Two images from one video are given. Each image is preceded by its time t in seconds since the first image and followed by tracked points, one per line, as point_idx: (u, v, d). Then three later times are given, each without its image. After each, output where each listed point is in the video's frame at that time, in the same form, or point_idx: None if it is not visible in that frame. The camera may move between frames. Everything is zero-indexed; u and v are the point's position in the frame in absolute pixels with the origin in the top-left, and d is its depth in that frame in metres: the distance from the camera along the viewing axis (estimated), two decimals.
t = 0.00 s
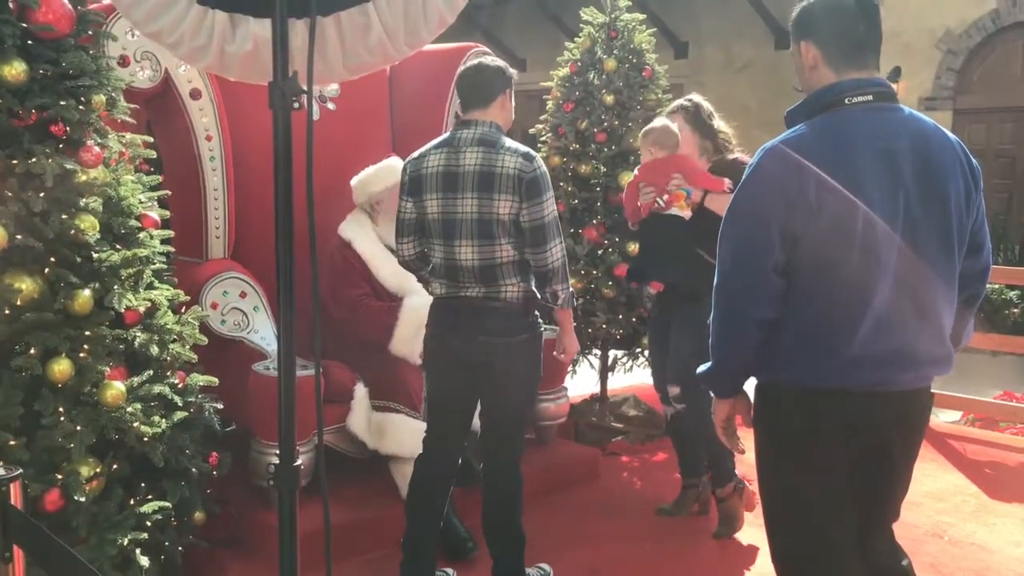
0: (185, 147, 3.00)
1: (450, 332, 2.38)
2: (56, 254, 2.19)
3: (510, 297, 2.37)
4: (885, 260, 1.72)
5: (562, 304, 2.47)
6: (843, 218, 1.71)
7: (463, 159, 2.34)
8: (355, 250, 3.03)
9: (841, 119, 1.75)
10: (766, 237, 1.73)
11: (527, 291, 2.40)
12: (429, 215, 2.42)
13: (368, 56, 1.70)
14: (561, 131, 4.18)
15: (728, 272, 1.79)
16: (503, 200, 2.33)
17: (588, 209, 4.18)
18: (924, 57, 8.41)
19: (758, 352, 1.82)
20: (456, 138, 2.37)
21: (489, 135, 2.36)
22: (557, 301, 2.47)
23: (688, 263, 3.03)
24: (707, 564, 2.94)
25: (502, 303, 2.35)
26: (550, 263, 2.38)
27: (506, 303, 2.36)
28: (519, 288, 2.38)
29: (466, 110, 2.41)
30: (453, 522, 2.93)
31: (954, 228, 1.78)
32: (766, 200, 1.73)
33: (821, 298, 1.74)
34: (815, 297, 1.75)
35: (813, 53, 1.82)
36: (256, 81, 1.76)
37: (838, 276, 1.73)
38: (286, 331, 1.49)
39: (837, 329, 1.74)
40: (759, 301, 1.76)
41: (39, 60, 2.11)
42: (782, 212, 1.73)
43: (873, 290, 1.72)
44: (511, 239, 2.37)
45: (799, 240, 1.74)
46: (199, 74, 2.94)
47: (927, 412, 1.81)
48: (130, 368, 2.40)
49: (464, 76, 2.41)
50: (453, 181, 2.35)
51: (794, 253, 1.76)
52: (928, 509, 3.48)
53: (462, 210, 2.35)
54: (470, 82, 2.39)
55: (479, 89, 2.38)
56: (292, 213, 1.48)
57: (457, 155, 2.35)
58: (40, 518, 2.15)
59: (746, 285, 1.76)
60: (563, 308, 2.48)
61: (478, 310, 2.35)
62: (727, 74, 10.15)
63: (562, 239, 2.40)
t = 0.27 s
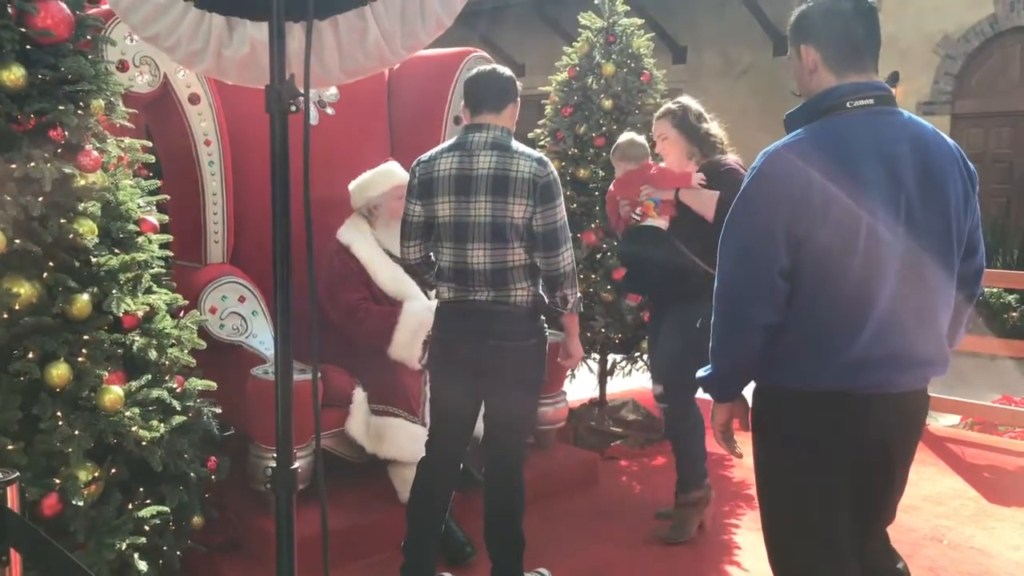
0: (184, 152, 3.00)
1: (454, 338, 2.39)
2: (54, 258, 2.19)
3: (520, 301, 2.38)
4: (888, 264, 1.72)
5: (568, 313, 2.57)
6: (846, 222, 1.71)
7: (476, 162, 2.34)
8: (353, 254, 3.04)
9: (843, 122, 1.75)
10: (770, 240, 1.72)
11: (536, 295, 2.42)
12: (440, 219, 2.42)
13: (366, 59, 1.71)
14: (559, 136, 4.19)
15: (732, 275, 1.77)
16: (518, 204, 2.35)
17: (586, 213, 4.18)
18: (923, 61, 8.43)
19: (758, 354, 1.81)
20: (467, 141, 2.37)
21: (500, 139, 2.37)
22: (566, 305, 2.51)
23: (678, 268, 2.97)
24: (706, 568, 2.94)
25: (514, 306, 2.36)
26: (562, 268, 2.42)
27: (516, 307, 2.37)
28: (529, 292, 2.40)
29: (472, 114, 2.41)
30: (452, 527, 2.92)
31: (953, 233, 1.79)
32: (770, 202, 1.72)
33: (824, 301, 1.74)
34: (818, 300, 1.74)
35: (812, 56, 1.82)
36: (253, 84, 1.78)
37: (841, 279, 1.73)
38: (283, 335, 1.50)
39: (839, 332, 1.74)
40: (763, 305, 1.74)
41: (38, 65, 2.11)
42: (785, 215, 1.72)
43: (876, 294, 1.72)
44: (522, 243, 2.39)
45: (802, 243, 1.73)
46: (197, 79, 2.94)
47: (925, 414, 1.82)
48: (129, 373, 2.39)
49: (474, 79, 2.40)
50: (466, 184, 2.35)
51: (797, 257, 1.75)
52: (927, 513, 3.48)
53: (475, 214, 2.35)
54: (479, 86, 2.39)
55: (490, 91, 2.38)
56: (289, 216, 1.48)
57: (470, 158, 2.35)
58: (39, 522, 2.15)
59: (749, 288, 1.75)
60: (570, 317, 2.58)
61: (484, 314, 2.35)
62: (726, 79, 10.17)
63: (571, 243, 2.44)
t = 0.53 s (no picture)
0: (186, 156, 3.00)
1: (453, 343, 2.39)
2: (55, 262, 2.20)
3: (529, 305, 2.38)
4: (897, 268, 1.72)
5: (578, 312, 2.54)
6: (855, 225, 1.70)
7: (488, 165, 2.35)
8: (354, 258, 3.04)
9: (851, 126, 1.75)
10: (779, 243, 1.71)
11: (544, 300, 2.42)
12: (450, 221, 2.41)
13: (367, 62, 1.71)
14: (560, 141, 4.19)
15: (740, 276, 1.75)
16: (531, 208, 2.36)
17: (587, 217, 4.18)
18: (924, 66, 8.44)
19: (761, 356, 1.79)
20: (478, 145, 2.38)
21: (511, 143, 2.38)
22: (577, 307, 2.51)
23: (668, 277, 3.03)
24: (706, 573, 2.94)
25: (523, 310, 2.36)
26: (573, 270, 2.43)
27: (526, 311, 2.37)
28: (538, 296, 2.40)
29: (481, 117, 2.41)
30: (453, 532, 2.92)
31: (958, 237, 1.80)
32: (780, 204, 1.70)
33: (833, 304, 1.73)
34: (827, 303, 1.73)
35: (819, 58, 1.81)
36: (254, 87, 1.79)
37: (851, 282, 1.71)
38: (284, 337, 1.50)
39: (847, 335, 1.73)
40: (770, 307, 1.73)
41: (40, 69, 2.11)
42: (795, 216, 1.70)
43: (885, 297, 1.72)
44: (533, 247, 2.40)
45: (810, 246, 1.72)
46: (198, 83, 2.95)
47: (926, 418, 1.82)
48: (129, 376, 2.39)
49: (482, 84, 2.41)
50: (478, 187, 2.36)
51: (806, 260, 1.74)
52: (928, 517, 3.47)
53: (487, 216, 2.35)
54: (488, 91, 2.40)
55: (499, 96, 2.40)
56: (291, 219, 1.48)
57: (482, 162, 2.36)
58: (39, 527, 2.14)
59: (757, 290, 1.73)
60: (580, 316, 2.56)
61: (493, 319, 2.34)
62: (726, 85, 10.19)
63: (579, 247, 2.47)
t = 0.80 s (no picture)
0: (190, 160, 3.01)
1: (455, 345, 2.39)
2: (58, 266, 2.20)
3: (537, 308, 2.38)
4: (904, 274, 1.71)
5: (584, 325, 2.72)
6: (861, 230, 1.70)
7: (498, 168, 2.35)
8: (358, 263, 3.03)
9: (858, 129, 1.75)
10: (782, 242, 1.71)
11: (552, 303, 2.43)
12: (458, 224, 2.40)
13: (371, 65, 1.71)
14: (562, 145, 4.19)
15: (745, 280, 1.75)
16: (541, 211, 2.37)
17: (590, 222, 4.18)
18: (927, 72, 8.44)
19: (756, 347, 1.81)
20: (487, 148, 2.38)
21: (520, 147, 2.39)
22: (582, 311, 2.53)
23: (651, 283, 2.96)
24: None
25: (531, 314, 2.36)
26: (581, 273, 2.47)
27: (534, 314, 2.37)
28: (545, 300, 2.41)
29: (490, 120, 2.42)
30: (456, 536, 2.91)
31: (967, 242, 1.79)
32: (784, 205, 1.70)
33: (837, 305, 1.73)
34: (833, 307, 1.73)
35: (829, 60, 1.82)
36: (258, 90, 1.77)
37: (857, 283, 1.71)
38: (286, 340, 1.50)
39: (853, 340, 1.73)
40: (769, 303, 1.74)
41: (44, 73, 2.12)
42: (801, 221, 1.71)
43: (892, 302, 1.72)
44: (543, 250, 2.41)
45: (817, 250, 1.72)
46: (202, 88, 2.96)
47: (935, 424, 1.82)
48: (132, 380, 2.38)
49: (490, 86, 2.43)
50: (488, 190, 2.35)
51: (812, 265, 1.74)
52: (932, 523, 3.46)
53: (496, 219, 2.35)
54: (497, 94, 2.42)
55: (505, 102, 2.41)
56: (294, 222, 1.49)
57: (492, 165, 2.36)
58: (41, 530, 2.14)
59: (758, 288, 1.73)
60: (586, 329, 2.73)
61: (506, 322, 2.34)
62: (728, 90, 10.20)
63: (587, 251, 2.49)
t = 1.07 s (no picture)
0: (195, 161, 3.01)
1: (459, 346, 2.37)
2: (63, 267, 2.19)
3: (540, 310, 2.37)
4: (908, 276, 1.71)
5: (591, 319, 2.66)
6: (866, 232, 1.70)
7: (503, 169, 2.34)
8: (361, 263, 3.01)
9: (865, 131, 1.74)
10: (784, 243, 1.71)
11: (556, 305, 2.42)
12: (461, 224, 2.39)
13: (376, 67, 1.71)
14: (567, 148, 4.19)
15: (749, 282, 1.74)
16: (546, 213, 2.37)
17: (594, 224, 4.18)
18: (931, 74, 8.44)
19: (757, 345, 1.81)
20: (492, 148, 2.37)
21: (525, 147, 2.38)
22: (586, 312, 2.54)
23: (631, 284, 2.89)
24: None
25: (535, 315, 2.36)
26: (585, 274, 2.47)
27: (537, 316, 2.36)
28: (548, 302, 2.40)
29: (493, 121, 2.42)
30: (459, 539, 2.91)
31: (972, 245, 1.79)
32: (789, 206, 1.69)
33: (842, 307, 1.72)
34: (838, 310, 1.72)
35: (833, 64, 1.82)
36: (263, 91, 1.76)
37: (862, 285, 1.70)
38: (291, 342, 1.49)
39: (858, 343, 1.72)
40: (771, 302, 1.74)
41: (50, 74, 2.12)
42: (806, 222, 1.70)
43: (896, 305, 1.71)
44: (547, 251, 2.40)
45: (822, 252, 1.71)
46: (207, 89, 2.95)
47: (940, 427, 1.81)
48: (136, 381, 2.38)
49: (495, 87, 2.41)
50: (492, 190, 2.35)
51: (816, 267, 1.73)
52: (938, 527, 3.45)
53: (500, 220, 2.34)
54: (501, 95, 2.40)
55: (510, 102, 2.39)
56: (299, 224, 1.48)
57: (497, 166, 2.35)
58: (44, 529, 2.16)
59: (757, 288, 1.74)
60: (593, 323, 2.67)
61: (503, 323, 2.33)
62: (733, 92, 10.20)
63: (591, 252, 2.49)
